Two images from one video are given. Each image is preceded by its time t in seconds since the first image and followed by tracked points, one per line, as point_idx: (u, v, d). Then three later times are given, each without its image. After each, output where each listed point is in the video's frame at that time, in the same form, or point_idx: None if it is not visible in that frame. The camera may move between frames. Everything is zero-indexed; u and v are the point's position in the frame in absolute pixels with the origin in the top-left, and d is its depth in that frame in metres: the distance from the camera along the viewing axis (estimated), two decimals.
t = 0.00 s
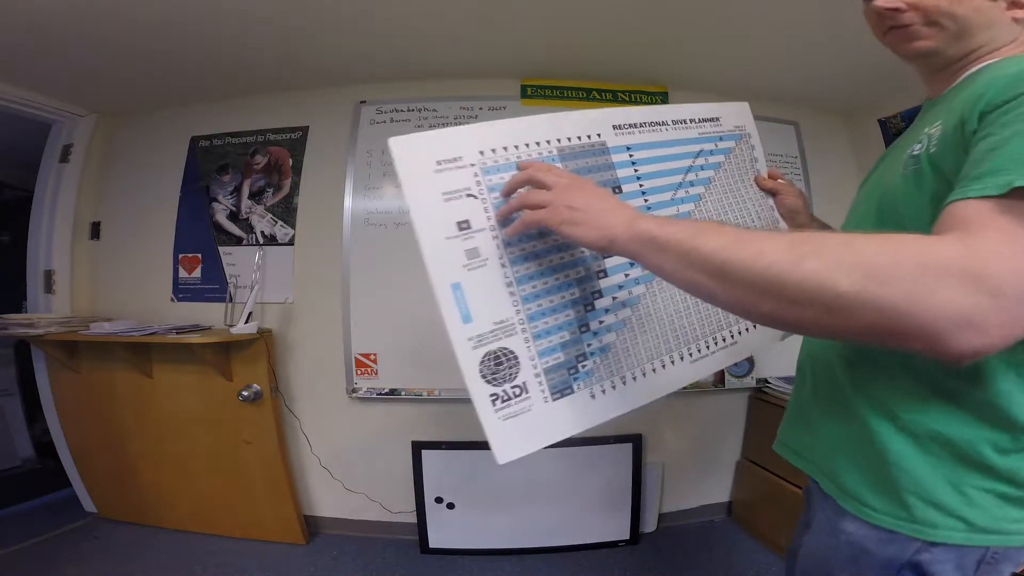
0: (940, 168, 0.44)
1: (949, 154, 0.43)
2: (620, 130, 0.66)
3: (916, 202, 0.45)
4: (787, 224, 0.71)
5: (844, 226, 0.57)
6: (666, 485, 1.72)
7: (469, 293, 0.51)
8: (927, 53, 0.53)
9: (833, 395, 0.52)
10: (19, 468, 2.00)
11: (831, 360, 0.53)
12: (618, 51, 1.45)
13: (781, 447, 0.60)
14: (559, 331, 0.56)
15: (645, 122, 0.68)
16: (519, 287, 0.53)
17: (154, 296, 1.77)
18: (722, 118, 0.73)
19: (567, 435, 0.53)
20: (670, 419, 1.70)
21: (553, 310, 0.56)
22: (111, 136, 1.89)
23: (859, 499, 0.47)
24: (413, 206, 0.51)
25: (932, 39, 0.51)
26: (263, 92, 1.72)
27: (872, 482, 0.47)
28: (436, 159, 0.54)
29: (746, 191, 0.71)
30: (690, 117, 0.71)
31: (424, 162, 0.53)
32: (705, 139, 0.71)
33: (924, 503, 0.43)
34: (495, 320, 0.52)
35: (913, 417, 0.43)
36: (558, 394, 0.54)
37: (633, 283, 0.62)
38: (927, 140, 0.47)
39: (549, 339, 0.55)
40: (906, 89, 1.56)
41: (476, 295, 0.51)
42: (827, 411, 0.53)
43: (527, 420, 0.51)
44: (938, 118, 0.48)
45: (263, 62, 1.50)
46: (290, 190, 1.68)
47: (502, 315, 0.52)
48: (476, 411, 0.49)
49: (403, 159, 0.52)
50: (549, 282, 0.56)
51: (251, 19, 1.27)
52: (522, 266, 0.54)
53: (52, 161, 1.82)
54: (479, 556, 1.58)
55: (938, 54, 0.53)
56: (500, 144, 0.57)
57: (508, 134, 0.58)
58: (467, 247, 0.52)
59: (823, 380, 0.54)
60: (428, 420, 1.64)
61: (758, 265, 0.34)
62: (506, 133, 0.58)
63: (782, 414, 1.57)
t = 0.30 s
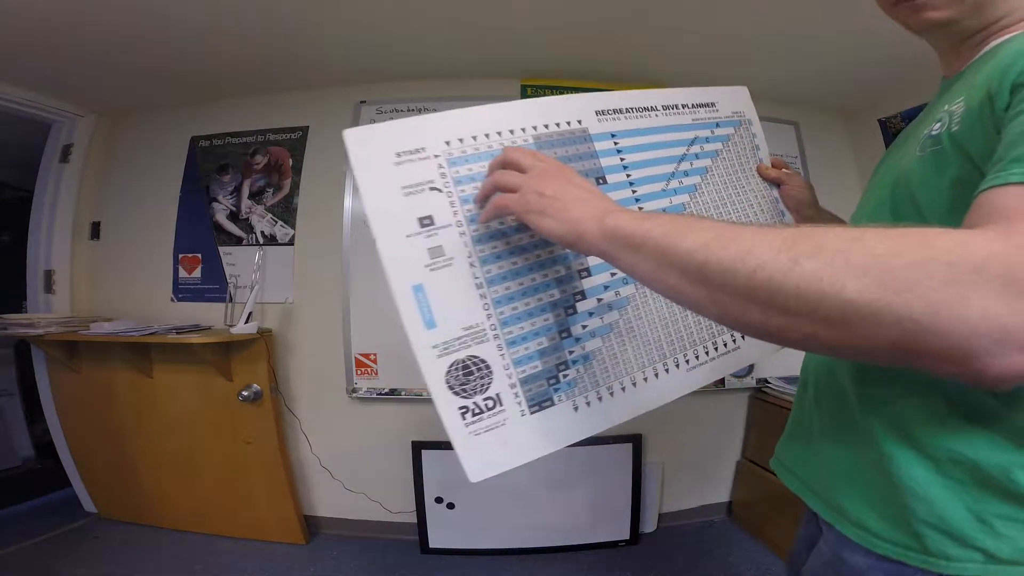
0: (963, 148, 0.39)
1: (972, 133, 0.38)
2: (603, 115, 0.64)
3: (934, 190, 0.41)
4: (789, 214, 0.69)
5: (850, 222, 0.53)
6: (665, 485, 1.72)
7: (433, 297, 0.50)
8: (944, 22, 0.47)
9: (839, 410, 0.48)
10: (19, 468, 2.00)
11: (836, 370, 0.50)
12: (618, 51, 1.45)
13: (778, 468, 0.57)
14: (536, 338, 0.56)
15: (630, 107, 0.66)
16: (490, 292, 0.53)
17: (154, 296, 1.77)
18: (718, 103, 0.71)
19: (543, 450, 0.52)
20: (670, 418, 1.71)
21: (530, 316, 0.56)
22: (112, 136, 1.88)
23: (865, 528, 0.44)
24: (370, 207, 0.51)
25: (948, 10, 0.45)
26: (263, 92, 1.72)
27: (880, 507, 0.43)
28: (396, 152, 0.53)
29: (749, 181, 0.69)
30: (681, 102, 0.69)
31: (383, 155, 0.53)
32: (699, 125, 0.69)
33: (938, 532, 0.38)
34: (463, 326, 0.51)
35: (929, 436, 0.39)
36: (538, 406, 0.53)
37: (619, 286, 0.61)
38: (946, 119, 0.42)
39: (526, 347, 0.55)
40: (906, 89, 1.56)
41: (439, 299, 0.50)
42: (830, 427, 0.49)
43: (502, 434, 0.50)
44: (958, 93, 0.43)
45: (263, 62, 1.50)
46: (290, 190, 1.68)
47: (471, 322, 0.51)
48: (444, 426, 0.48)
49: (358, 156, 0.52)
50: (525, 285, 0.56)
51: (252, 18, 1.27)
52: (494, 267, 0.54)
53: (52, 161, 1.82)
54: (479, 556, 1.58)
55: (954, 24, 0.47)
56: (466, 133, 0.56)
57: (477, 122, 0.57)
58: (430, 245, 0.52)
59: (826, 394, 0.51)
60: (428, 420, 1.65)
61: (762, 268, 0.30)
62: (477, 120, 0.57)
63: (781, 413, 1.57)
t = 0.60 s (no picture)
0: (976, 137, 0.38)
1: (986, 121, 0.37)
2: (588, 116, 0.64)
3: (945, 183, 0.40)
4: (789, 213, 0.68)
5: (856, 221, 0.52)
6: (665, 486, 1.71)
7: (409, 299, 0.52)
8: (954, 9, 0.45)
9: (842, 421, 0.48)
10: (19, 468, 2.00)
11: (840, 378, 0.49)
12: (618, 50, 1.45)
13: (777, 477, 0.57)
14: (517, 342, 0.57)
15: (616, 107, 0.66)
16: (468, 295, 0.55)
17: (154, 296, 1.77)
18: (707, 104, 0.71)
19: (524, 458, 0.52)
20: (670, 418, 1.71)
21: (509, 320, 0.57)
22: (112, 136, 1.89)
23: (865, 544, 0.44)
24: (349, 208, 0.53)
25: None
26: (263, 92, 1.72)
27: (879, 521, 0.43)
28: (375, 153, 0.56)
29: (744, 181, 0.68)
30: (669, 104, 0.69)
31: (361, 156, 0.55)
32: (688, 125, 0.69)
33: (942, 550, 0.38)
34: (440, 328, 0.53)
35: (934, 448, 0.38)
36: (518, 413, 0.54)
37: (605, 287, 0.62)
38: (959, 108, 0.41)
39: (506, 350, 0.56)
40: (906, 89, 1.56)
41: (414, 302, 0.52)
42: (832, 438, 0.49)
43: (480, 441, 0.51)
44: (971, 81, 0.41)
45: (263, 62, 1.50)
46: (290, 190, 1.68)
47: (448, 324, 0.53)
48: (419, 431, 0.49)
49: (338, 158, 0.55)
50: (505, 287, 0.57)
51: (250, 17, 1.27)
52: (472, 269, 0.56)
53: (53, 161, 1.82)
54: (480, 556, 1.58)
55: (963, 10, 0.45)
56: (447, 134, 0.59)
57: (460, 126, 0.59)
58: (407, 244, 0.54)
59: (829, 403, 0.51)
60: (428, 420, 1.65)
61: (774, 266, 0.28)
62: (457, 124, 0.59)
63: (781, 413, 1.58)
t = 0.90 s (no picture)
0: (974, 138, 0.38)
1: (984, 122, 0.37)
2: (581, 119, 0.64)
3: (943, 183, 0.40)
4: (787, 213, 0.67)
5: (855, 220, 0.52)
6: (665, 486, 1.71)
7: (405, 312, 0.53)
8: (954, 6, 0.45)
9: (844, 423, 0.48)
10: (19, 468, 2.00)
11: (841, 380, 0.49)
12: (618, 50, 1.45)
13: (778, 477, 0.58)
14: (514, 351, 0.57)
15: (609, 109, 0.66)
16: (464, 306, 0.56)
17: (154, 296, 1.77)
18: (702, 104, 0.70)
19: (522, 466, 0.54)
20: (670, 418, 1.71)
21: (505, 330, 0.57)
22: (112, 136, 1.88)
23: (864, 543, 0.44)
24: (342, 221, 0.54)
25: None
26: (263, 93, 1.71)
27: (878, 520, 0.43)
28: (366, 164, 0.56)
29: (741, 181, 0.68)
30: (663, 104, 0.69)
31: (352, 168, 0.56)
32: (683, 126, 0.69)
33: (946, 551, 0.37)
34: (437, 339, 0.54)
35: (936, 450, 0.38)
36: (514, 421, 0.55)
37: (602, 294, 0.61)
38: (957, 107, 0.41)
39: (502, 360, 0.57)
40: (907, 88, 1.56)
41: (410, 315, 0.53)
42: (832, 439, 0.49)
43: (477, 448, 0.53)
44: (971, 80, 0.41)
45: (263, 62, 1.50)
46: (290, 190, 1.68)
47: (444, 335, 0.54)
48: (419, 440, 0.52)
49: (329, 171, 0.55)
50: (501, 297, 0.57)
51: (250, 17, 1.27)
52: (467, 279, 0.56)
53: (53, 161, 1.82)
54: (480, 556, 1.58)
55: (966, 6, 0.45)
56: (438, 143, 0.58)
57: (451, 132, 0.59)
58: (400, 257, 0.55)
59: (830, 405, 0.50)
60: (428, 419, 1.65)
61: (767, 266, 0.28)
62: (447, 130, 0.59)
63: (781, 413, 1.58)
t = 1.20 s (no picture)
0: (975, 139, 0.38)
1: (986, 124, 0.37)
2: (580, 119, 0.64)
3: (944, 183, 0.40)
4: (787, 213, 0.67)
5: (855, 221, 0.52)
6: (665, 486, 1.71)
7: (406, 315, 0.54)
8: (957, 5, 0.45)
9: (842, 424, 0.48)
10: (19, 468, 2.01)
11: (841, 383, 0.49)
12: (618, 50, 1.45)
13: (778, 476, 0.57)
14: (514, 353, 0.58)
15: (610, 109, 0.66)
16: (464, 308, 0.56)
17: (154, 296, 1.77)
18: (703, 102, 0.70)
19: (524, 465, 0.54)
20: (670, 417, 1.71)
21: (504, 332, 0.57)
22: (111, 136, 1.88)
23: (864, 543, 0.44)
24: (341, 223, 0.54)
25: None
26: (263, 93, 1.72)
27: (878, 521, 0.43)
28: (364, 167, 0.56)
29: (740, 180, 0.68)
30: (664, 102, 0.69)
31: (351, 171, 0.55)
32: (684, 124, 0.69)
33: (943, 550, 0.38)
34: (437, 341, 0.54)
35: (935, 452, 0.38)
36: (515, 421, 0.55)
37: (601, 295, 0.61)
38: (961, 108, 0.40)
39: (502, 361, 0.57)
40: (907, 89, 1.56)
41: (412, 317, 0.54)
42: (831, 440, 0.49)
43: (479, 448, 0.53)
44: (972, 82, 0.41)
45: (264, 61, 1.50)
46: (290, 190, 1.68)
47: (445, 337, 0.55)
48: (421, 441, 0.52)
49: (328, 173, 0.55)
50: (500, 298, 0.57)
51: (250, 17, 1.27)
52: (467, 281, 0.56)
53: (53, 161, 1.82)
54: (479, 556, 1.58)
55: (968, 6, 0.45)
56: (438, 144, 0.58)
57: (450, 133, 0.59)
58: (401, 260, 0.55)
59: (828, 406, 0.50)
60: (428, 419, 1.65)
61: (769, 270, 0.29)
62: (446, 131, 0.59)
63: (781, 413, 1.58)
